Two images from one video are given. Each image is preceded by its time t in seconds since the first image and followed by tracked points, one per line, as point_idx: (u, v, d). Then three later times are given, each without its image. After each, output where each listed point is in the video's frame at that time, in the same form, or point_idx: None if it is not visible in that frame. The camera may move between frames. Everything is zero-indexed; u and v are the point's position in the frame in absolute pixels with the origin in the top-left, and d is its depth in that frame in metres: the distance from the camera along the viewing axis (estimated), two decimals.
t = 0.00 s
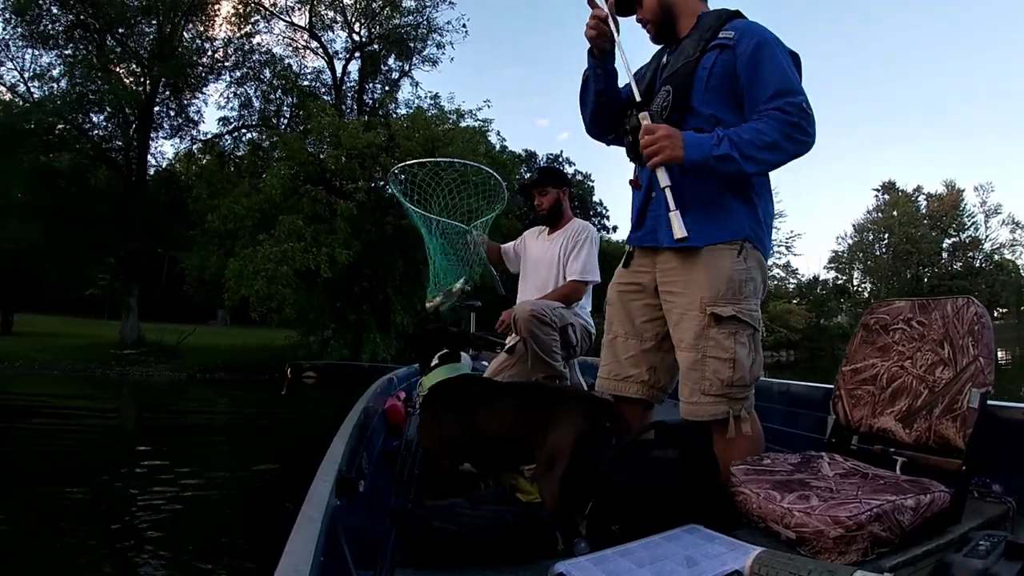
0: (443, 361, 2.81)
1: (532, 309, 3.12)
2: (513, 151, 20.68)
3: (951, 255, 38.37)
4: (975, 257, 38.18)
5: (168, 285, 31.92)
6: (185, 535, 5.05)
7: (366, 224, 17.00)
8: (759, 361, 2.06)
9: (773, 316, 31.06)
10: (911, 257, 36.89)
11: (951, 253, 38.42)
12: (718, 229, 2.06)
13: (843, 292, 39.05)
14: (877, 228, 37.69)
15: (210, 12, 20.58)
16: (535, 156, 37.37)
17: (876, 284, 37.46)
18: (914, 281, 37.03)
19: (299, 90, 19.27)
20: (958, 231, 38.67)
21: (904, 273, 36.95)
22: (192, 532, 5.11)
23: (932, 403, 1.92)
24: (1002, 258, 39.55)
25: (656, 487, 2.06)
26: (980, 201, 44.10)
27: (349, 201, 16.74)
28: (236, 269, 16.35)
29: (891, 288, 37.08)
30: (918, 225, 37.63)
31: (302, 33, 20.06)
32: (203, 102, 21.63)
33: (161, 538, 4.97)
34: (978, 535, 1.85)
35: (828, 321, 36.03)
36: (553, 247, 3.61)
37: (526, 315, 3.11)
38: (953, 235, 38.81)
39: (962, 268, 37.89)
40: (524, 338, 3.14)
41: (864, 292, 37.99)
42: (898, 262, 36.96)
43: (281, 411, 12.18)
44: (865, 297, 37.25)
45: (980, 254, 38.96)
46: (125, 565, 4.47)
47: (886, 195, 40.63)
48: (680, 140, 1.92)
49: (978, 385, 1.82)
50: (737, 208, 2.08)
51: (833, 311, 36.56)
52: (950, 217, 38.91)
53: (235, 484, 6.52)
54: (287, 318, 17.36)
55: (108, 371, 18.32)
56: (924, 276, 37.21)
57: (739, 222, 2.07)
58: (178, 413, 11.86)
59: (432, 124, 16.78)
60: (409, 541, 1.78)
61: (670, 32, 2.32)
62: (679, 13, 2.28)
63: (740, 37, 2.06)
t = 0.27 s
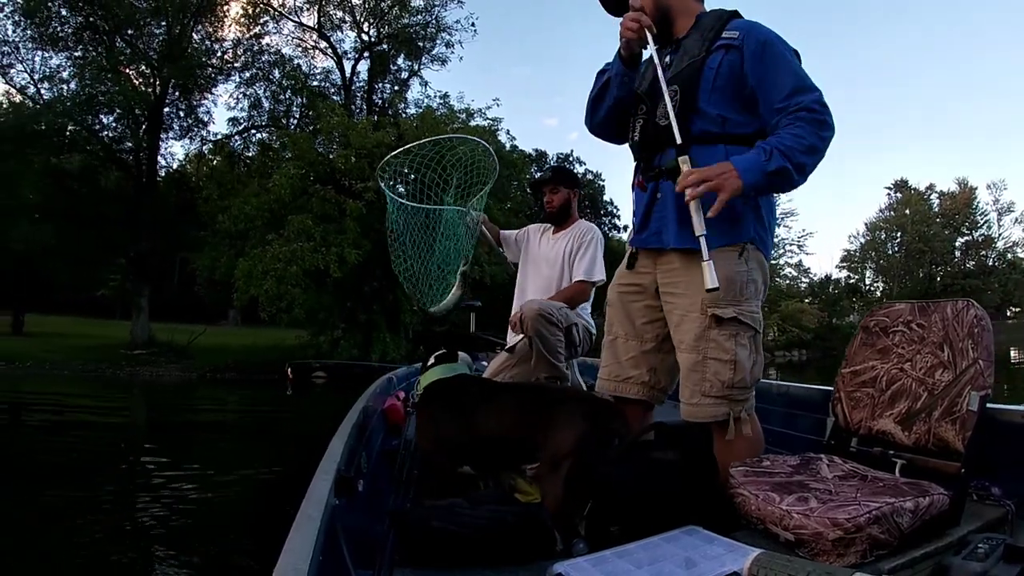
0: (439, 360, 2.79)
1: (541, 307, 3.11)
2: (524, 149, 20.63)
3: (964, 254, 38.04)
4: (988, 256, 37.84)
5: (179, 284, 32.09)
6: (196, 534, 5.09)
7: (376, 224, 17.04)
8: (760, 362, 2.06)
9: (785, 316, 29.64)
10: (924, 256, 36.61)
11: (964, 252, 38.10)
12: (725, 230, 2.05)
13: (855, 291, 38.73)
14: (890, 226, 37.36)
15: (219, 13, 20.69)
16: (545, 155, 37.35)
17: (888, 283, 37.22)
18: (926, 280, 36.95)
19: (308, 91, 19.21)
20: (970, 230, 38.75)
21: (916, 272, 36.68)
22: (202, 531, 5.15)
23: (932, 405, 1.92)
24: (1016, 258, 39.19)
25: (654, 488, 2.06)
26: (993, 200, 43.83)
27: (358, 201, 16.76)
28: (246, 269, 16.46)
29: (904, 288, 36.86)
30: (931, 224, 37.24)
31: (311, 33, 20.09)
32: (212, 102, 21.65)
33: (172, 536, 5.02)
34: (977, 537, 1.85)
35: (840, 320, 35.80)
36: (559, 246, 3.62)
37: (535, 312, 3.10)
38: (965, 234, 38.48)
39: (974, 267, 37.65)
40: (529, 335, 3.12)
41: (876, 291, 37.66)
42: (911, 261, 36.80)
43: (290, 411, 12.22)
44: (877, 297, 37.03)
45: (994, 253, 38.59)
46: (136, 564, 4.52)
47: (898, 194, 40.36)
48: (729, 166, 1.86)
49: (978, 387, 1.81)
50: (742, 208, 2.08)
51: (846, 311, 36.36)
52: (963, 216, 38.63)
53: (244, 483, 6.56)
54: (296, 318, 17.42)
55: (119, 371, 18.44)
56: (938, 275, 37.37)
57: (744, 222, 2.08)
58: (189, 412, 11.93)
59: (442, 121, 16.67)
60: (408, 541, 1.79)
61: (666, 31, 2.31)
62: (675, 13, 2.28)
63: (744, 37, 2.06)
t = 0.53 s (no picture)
0: (439, 362, 2.78)
1: (543, 306, 3.14)
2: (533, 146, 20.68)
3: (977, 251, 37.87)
4: (1001, 253, 37.59)
5: (191, 286, 32.27)
6: (211, 534, 5.14)
7: (385, 224, 17.11)
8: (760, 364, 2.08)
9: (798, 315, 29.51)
10: (936, 252, 36.19)
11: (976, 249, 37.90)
12: (728, 228, 2.04)
13: (866, 289, 38.39)
14: (902, 222, 36.84)
15: (227, 16, 20.84)
16: (554, 154, 37.37)
17: (901, 279, 36.91)
18: (938, 276, 36.68)
19: (318, 92, 19.38)
20: (984, 225, 37.87)
21: (929, 269, 36.43)
22: (216, 531, 5.20)
23: (931, 411, 1.92)
24: None
25: (654, 490, 2.06)
26: (1004, 196, 43.56)
27: (367, 201, 16.80)
28: (255, 270, 16.52)
29: (917, 285, 36.51)
30: (944, 220, 36.66)
31: (319, 34, 20.09)
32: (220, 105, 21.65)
33: (186, 536, 5.07)
34: (974, 542, 1.84)
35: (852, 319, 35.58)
36: (564, 248, 3.63)
37: (537, 310, 3.13)
38: (978, 230, 38.21)
39: (987, 263, 37.45)
40: (532, 335, 3.13)
41: (888, 288, 37.76)
42: (923, 257, 36.41)
43: (301, 411, 12.26)
44: (889, 295, 36.76)
45: (1007, 249, 38.23)
46: (151, 564, 4.56)
47: (909, 191, 40.19)
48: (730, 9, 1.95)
49: (978, 392, 1.81)
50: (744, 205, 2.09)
51: (857, 310, 36.15)
52: (975, 211, 38.45)
53: (255, 484, 6.60)
54: (307, 319, 17.48)
55: (129, 373, 18.51)
56: (950, 271, 37.17)
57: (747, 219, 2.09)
58: (200, 414, 11.99)
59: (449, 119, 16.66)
60: (407, 542, 1.80)
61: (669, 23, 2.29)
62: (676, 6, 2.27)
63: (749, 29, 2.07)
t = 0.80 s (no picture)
0: (440, 362, 2.79)
1: (544, 306, 3.15)
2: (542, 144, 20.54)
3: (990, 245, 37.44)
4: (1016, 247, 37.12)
5: (201, 289, 32.40)
6: (225, 534, 5.19)
7: (392, 225, 17.27)
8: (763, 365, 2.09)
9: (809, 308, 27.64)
10: (948, 245, 34.86)
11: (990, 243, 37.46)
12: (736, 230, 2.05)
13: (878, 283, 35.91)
14: (913, 216, 35.29)
15: (233, 19, 20.90)
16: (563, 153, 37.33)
17: (913, 274, 35.44)
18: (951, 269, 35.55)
19: (324, 93, 19.35)
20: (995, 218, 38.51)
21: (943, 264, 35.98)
22: (230, 532, 5.24)
23: (931, 411, 1.92)
24: None
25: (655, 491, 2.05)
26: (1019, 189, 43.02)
27: (374, 202, 16.80)
28: (264, 271, 16.59)
29: (929, 279, 35.30)
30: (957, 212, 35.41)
31: (324, 35, 20.14)
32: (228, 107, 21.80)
33: (201, 536, 5.12)
34: (974, 542, 1.85)
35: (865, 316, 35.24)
36: (558, 250, 3.64)
37: (538, 310, 3.14)
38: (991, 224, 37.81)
39: (1001, 257, 37.02)
40: (532, 335, 3.16)
41: (900, 282, 35.67)
42: (935, 251, 35.02)
43: (312, 413, 12.30)
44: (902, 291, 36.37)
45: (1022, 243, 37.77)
46: (166, 564, 4.61)
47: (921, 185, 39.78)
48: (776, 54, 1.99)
49: (977, 392, 1.81)
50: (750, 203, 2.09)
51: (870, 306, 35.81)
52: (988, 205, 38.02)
53: (267, 485, 6.65)
54: (316, 321, 17.52)
55: (140, 376, 18.61)
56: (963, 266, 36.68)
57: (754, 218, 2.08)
58: (212, 416, 12.05)
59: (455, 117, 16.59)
60: (407, 541, 1.81)
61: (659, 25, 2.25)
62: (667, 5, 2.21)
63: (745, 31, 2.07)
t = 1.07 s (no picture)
0: (439, 362, 2.82)
1: (546, 305, 3.19)
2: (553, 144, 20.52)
3: (1004, 241, 37.02)
4: None
5: (212, 290, 32.56)
6: (237, 533, 5.23)
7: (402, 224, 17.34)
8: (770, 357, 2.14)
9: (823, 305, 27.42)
10: (961, 242, 34.21)
11: (1004, 238, 37.06)
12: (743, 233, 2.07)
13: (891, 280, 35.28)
14: (926, 212, 34.71)
15: (241, 20, 20.97)
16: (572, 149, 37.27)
17: (926, 270, 34.99)
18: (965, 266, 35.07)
19: (333, 93, 19.37)
20: (1008, 213, 37.98)
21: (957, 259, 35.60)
22: (243, 530, 5.29)
23: (931, 404, 1.92)
24: None
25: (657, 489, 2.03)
26: None
27: (383, 201, 16.84)
28: (274, 272, 16.63)
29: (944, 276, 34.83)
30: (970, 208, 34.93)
31: (333, 36, 20.17)
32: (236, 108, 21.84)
33: (213, 535, 5.17)
34: (977, 533, 1.85)
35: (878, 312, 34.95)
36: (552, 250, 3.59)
37: (540, 309, 3.17)
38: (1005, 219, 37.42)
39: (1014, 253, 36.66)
40: (534, 334, 3.19)
41: (912, 279, 35.13)
42: (948, 247, 34.37)
43: (322, 412, 12.35)
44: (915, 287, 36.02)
45: None
46: (179, 562, 4.67)
47: (934, 181, 39.43)
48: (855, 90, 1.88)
49: (979, 384, 1.82)
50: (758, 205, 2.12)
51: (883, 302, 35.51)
52: (1001, 201, 37.65)
53: (279, 484, 6.69)
54: (326, 320, 17.59)
55: (151, 376, 18.73)
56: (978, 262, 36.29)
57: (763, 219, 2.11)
58: (224, 416, 12.12)
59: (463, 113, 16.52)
60: (409, 541, 1.81)
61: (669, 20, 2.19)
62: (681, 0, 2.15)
63: (752, 36, 2.08)
